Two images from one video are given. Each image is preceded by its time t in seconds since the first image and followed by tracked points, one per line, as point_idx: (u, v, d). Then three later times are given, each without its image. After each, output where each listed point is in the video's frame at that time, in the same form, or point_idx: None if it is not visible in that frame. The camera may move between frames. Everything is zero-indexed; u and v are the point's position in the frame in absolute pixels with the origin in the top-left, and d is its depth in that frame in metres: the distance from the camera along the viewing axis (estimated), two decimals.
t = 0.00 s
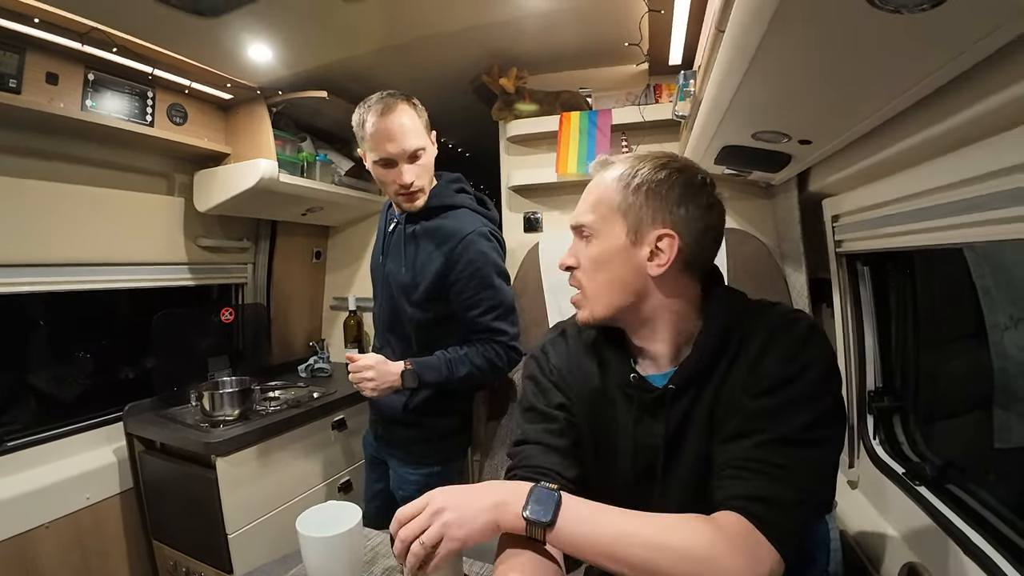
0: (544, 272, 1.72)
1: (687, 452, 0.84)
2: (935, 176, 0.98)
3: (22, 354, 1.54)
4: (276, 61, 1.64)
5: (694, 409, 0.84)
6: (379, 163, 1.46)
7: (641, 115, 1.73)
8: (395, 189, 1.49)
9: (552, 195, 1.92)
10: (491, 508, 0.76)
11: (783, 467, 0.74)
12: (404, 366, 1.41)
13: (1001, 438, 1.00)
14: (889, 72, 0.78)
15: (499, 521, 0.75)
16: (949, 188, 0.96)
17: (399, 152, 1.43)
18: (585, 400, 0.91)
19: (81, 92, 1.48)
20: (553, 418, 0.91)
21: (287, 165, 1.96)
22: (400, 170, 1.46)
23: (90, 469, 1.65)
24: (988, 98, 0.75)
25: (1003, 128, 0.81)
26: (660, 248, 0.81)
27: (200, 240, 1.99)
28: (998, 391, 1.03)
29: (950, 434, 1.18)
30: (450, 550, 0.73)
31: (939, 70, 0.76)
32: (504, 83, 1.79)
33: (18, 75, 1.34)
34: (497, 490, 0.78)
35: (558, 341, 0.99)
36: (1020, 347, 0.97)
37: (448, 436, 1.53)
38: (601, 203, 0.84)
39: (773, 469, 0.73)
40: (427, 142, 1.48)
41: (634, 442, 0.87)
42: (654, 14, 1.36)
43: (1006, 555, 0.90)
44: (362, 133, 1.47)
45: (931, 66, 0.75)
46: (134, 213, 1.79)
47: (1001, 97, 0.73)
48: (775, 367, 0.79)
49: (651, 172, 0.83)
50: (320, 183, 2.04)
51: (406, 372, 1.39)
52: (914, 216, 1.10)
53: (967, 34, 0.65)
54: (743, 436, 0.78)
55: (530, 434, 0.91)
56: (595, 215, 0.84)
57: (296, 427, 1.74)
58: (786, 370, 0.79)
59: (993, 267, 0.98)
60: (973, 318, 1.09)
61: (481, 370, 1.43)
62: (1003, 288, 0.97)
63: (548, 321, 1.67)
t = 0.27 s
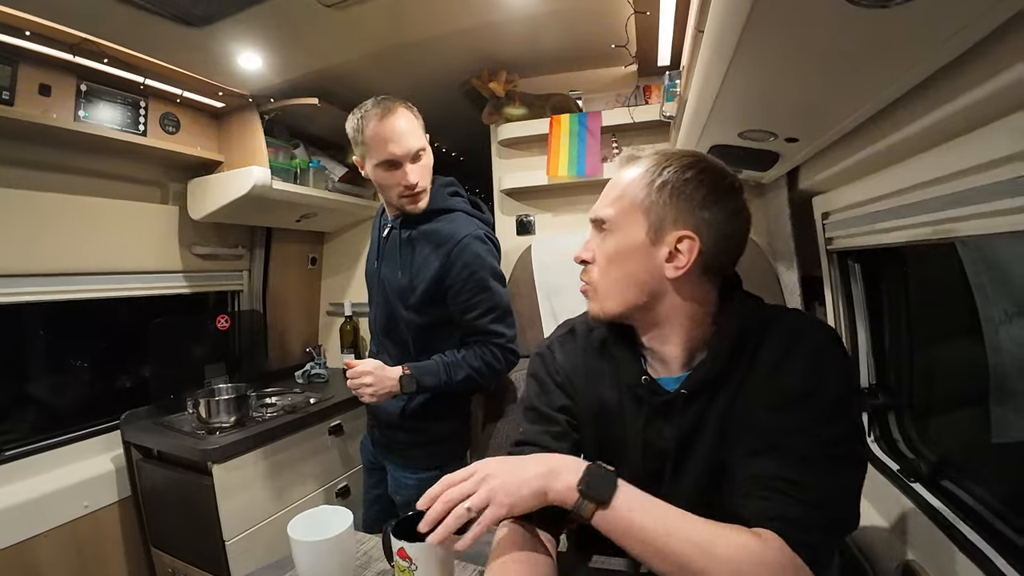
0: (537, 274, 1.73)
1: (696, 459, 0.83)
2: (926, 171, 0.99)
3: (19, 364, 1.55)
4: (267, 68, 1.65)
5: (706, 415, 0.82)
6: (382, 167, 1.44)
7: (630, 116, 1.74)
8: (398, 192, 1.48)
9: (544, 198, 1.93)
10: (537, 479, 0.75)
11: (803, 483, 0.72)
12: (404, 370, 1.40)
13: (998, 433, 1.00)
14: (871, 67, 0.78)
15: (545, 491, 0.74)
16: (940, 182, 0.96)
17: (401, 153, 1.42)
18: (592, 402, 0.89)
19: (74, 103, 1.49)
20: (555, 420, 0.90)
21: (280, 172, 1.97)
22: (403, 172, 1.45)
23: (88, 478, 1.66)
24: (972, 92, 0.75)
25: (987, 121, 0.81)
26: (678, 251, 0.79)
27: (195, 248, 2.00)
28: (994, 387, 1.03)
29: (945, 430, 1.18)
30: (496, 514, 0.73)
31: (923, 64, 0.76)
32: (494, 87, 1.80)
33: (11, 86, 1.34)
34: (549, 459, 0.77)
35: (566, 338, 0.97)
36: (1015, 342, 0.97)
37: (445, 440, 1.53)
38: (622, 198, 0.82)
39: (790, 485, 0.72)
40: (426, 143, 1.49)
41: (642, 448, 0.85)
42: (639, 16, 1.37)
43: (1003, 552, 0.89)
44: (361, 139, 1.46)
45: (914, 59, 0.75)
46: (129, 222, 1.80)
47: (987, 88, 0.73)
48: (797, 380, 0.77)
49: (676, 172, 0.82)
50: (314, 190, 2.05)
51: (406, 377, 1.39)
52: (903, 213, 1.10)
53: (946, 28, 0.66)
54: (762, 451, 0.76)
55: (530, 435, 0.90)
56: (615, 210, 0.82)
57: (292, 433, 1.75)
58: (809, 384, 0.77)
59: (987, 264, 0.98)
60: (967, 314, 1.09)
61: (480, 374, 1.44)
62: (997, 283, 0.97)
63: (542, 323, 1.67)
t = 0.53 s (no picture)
0: (537, 276, 1.73)
1: (716, 462, 0.83)
2: (919, 169, 1.01)
3: (19, 368, 1.55)
4: (267, 74, 1.66)
5: (729, 419, 0.82)
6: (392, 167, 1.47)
7: (628, 119, 1.76)
8: (407, 193, 1.49)
9: (543, 200, 1.94)
10: (573, 467, 0.77)
11: (824, 492, 0.75)
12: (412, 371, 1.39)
13: (995, 427, 1.01)
14: (866, 67, 0.80)
15: (584, 477, 0.76)
16: (934, 180, 0.98)
17: (411, 153, 1.45)
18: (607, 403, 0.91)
19: (75, 108, 1.50)
20: (570, 421, 0.92)
21: (281, 176, 1.98)
22: (413, 172, 1.47)
23: (89, 482, 1.65)
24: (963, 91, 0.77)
25: (979, 119, 0.83)
26: (710, 252, 0.80)
27: (195, 252, 2.01)
28: (990, 381, 1.05)
29: (942, 425, 1.19)
30: (541, 506, 0.77)
31: (914, 64, 0.78)
32: (493, 91, 1.82)
33: (12, 91, 1.36)
34: (585, 449, 0.79)
35: (585, 337, 0.97)
36: (1009, 336, 0.98)
37: (451, 442, 1.54)
38: (655, 196, 0.83)
39: (806, 491, 0.75)
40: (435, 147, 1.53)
41: (663, 449, 0.85)
42: (636, 20, 1.39)
43: (1002, 545, 0.90)
44: (370, 140, 1.49)
45: (907, 60, 0.77)
46: (129, 226, 1.81)
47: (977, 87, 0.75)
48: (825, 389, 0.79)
49: (711, 175, 0.83)
50: (313, 194, 2.06)
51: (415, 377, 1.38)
52: (898, 211, 1.12)
53: (938, 28, 0.67)
54: (788, 459, 0.78)
55: (545, 434, 0.92)
56: (647, 206, 0.83)
57: (293, 437, 1.75)
58: (836, 394, 0.79)
59: (980, 259, 1.00)
60: (962, 309, 1.11)
61: (486, 372, 1.45)
62: (992, 277, 0.98)
63: (542, 324, 1.68)
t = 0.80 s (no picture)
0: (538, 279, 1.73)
1: (729, 467, 0.84)
2: (917, 175, 1.02)
3: (14, 370, 1.53)
4: (268, 75, 1.66)
5: (745, 425, 0.84)
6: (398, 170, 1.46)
7: (628, 123, 1.77)
8: (413, 196, 1.49)
9: (544, 203, 1.95)
10: (579, 470, 0.77)
11: (835, 498, 0.75)
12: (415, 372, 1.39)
13: (994, 430, 1.02)
14: (869, 75, 0.81)
15: (590, 479, 0.76)
16: (931, 186, 1.00)
17: (418, 156, 1.45)
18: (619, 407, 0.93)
19: (74, 108, 1.49)
20: (580, 425, 0.93)
21: (280, 178, 1.97)
22: (419, 175, 1.47)
23: (84, 486, 1.63)
24: (962, 98, 0.79)
25: (978, 126, 0.84)
26: (733, 260, 0.81)
27: (193, 254, 1.99)
28: (987, 384, 1.06)
29: (941, 427, 1.20)
30: (546, 509, 0.76)
31: (916, 72, 0.79)
32: (494, 94, 1.82)
33: (11, 90, 1.35)
34: (590, 452, 0.79)
35: (597, 341, 0.99)
36: (1006, 340, 0.99)
37: (454, 445, 1.54)
38: (679, 201, 0.84)
39: (814, 494, 0.75)
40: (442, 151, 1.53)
41: (678, 454, 0.86)
42: (638, 25, 1.40)
43: (1003, 544, 0.91)
44: (378, 143, 1.49)
45: (908, 68, 0.78)
46: (127, 228, 1.79)
47: (974, 96, 0.76)
48: (842, 396, 0.80)
49: (737, 182, 0.84)
50: (313, 196, 2.06)
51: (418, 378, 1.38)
52: (896, 216, 1.13)
53: (940, 38, 0.69)
54: (802, 464, 0.79)
55: (553, 438, 0.93)
56: (670, 212, 0.84)
57: (292, 440, 1.74)
58: (853, 401, 0.79)
59: (978, 263, 1.01)
60: (960, 313, 1.12)
61: (491, 375, 1.44)
62: (990, 281, 1.00)
63: (543, 327, 1.68)
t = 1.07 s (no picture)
0: (537, 281, 1.74)
1: (730, 468, 0.85)
2: (913, 182, 1.04)
3: (8, 367, 1.51)
4: (270, 74, 1.66)
5: (747, 426, 0.85)
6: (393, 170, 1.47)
7: (628, 127, 1.79)
8: (410, 196, 1.50)
9: (543, 206, 1.96)
10: (581, 469, 0.77)
11: (835, 497, 0.76)
12: (415, 372, 1.40)
13: (986, 433, 1.04)
14: (868, 82, 0.83)
15: (590, 479, 0.77)
16: (926, 193, 1.02)
17: (415, 156, 1.45)
18: (620, 407, 0.95)
19: (74, 103, 1.48)
20: (582, 425, 0.94)
21: (280, 177, 1.97)
22: (416, 176, 1.47)
23: (78, 485, 1.62)
24: (960, 105, 0.80)
25: (973, 134, 0.86)
26: (742, 262, 0.82)
27: (191, 252, 1.98)
28: (980, 387, 1.08)
29: (935, 430, 1.22)
30: (548, 508, 0.76)
31: (915, 80, 0.81)
32: (496, 97, 1.83)
33: (12, 84, 1.34)
34: (592, 451, 0.80)
35: (602, 342, 1.01)
36: (999, 345, 1.01)
37: (453, 446, 1.54)
38: (683, 207, 0.84)
39: (814, 493, 0.77)
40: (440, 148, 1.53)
41: (681, 454, 0.87)
42: (641, 30, 1.41)
43: (997, 545, 0.93)
44: (377, 143, 1.50)
45: (909, 75, 0.80)
46: (124, 225, 1.78)
47: (971, 105, 0.78)
48: (843, 398, 0.81)
49: (738, 185, 0.85)
50: (313, 196, 2.06)
51: (417, 378, 1.38)
52: (891, 222, 1.15)
53: (939, 47, 0.70)
54: (802, 463, 0.80)
55: (555, 437, 0.94)
56: (675, 219, 0.84)
57: (289, 440, 1.73)
58: (854, 403, 0.81)
59: (971, 268, 1.03)
60: (953, 318, 1.15)
61: (491, 376, 1.45)
62: (982, 286, 1.02)
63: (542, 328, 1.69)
